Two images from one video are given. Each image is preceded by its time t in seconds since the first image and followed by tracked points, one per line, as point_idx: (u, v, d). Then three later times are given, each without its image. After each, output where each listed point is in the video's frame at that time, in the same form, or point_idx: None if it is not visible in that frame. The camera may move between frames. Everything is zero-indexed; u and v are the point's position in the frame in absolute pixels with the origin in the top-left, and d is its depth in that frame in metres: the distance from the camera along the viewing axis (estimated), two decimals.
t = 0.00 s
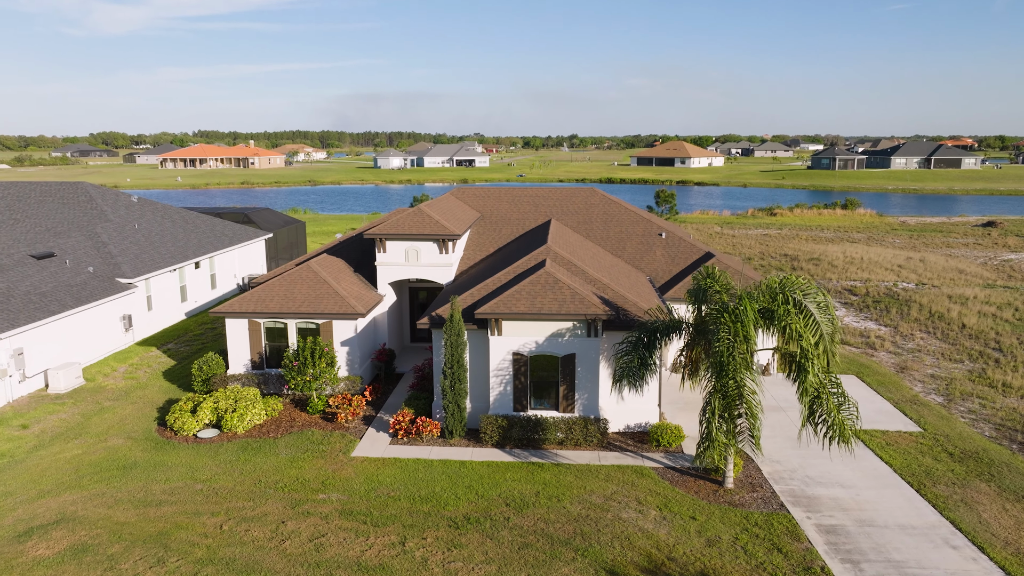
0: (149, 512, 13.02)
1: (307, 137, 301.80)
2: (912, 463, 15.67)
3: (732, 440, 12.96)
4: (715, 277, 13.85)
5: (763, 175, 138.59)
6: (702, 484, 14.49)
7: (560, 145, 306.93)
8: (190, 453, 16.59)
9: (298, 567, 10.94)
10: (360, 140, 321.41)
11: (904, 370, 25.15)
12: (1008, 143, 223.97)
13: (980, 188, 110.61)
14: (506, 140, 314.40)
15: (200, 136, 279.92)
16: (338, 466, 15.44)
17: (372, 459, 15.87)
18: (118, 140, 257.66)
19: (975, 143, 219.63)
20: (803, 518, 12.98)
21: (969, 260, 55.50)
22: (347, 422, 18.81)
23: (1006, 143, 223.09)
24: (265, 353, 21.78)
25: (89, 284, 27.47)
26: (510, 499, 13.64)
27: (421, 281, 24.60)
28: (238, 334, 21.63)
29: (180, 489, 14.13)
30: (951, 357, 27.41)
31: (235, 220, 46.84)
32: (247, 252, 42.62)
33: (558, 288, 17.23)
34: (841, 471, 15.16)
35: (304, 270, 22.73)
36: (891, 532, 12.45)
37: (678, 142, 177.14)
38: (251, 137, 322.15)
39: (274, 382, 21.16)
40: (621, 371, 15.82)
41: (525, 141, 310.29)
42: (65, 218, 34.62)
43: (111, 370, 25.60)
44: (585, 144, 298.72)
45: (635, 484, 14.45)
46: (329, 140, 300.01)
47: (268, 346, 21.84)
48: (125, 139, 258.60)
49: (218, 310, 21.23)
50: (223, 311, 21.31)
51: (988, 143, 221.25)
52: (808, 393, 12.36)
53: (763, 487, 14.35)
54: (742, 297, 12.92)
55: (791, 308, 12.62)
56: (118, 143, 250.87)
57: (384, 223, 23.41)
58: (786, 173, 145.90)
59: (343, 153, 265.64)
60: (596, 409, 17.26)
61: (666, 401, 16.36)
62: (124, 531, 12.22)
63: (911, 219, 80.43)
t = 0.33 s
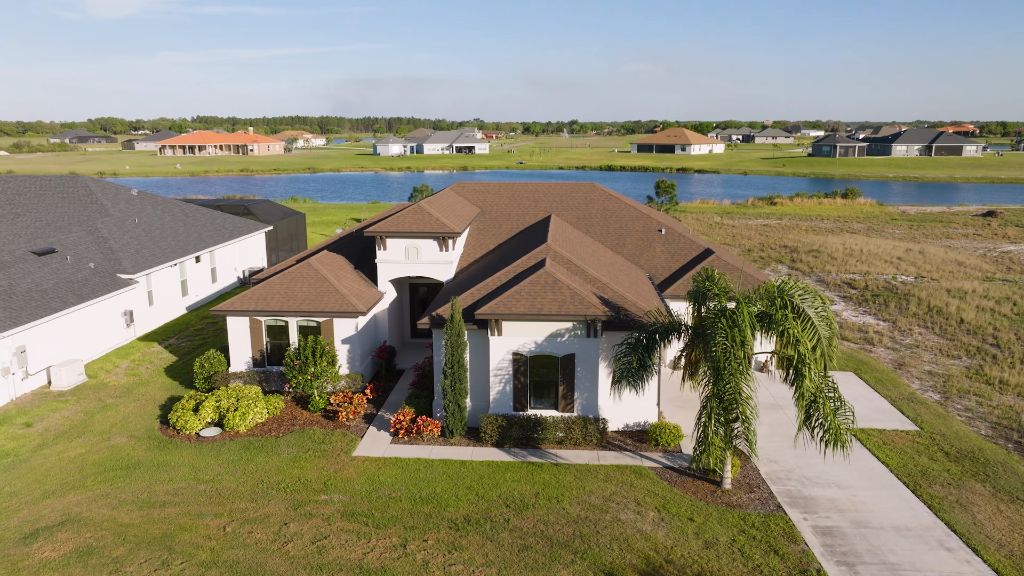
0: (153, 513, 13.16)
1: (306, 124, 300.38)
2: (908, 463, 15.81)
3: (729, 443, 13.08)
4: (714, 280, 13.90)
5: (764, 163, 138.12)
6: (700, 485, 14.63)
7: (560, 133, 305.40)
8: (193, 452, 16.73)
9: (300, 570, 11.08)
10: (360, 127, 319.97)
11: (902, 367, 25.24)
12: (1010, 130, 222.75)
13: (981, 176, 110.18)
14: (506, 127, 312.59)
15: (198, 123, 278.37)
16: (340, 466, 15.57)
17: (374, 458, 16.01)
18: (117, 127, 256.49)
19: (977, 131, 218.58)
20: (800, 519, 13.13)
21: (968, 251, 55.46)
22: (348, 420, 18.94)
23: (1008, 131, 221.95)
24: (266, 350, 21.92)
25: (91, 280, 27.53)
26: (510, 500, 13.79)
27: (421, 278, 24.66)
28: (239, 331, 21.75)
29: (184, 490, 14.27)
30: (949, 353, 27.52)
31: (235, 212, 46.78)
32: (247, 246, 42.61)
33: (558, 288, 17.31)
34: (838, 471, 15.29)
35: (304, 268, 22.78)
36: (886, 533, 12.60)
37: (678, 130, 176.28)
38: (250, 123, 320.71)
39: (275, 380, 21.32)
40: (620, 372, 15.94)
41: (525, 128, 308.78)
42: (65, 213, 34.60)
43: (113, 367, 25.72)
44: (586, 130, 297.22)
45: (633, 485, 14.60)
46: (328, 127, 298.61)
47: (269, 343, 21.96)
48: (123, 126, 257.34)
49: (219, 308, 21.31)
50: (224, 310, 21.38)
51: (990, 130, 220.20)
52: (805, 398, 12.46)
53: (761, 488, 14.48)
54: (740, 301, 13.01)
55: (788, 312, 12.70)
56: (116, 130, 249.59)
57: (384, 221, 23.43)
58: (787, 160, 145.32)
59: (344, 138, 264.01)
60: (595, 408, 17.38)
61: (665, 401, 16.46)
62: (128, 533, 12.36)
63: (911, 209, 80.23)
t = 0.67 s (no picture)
0: (157, 515, 13.31)
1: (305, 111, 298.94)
2: (904, 463, 15.96)
3: (723, 446, 13.27)
4: (712, 282, 13.95)
5: (764, 150, 137.55)
6: (698, 485, 14.76)
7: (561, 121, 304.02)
8: (196, 452, 16.88)
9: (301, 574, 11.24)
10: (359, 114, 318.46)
11: (900, 364, 25.35)
12: (1012, 117, 221.67)
13: (982, 164, 109.78)
14: (506, 114, 311.05)
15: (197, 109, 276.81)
16: (342, 466, 15.71)
17: (375, 458, 16.13)
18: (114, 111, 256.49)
19: (979, 119, 217.58)
20: (797, 520, 13.29)
21: (968, 243, 55.44)
22: (350, 419, 19.08)
23: (1010, 117, 220.78)
24: (268, 348, 22.02)
25: (92, 276, 27.57)
26: (510, 501, 13.93)
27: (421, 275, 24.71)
28: (241, 329, 21.84)
29: (187, 491, 14.41)
30: (946, 349, 27.62)
31: (235, 205, 46.72)
32: (247, 239, 42.60)
33: (558, 289, 17.38)
34: (835, 472, 15.41)
35: (306, 265, 22.80)
36: (882, 534, 12.78)
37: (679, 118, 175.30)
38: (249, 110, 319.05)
39: (277, 378, 21.44)
40: (620, 373, 16.02)
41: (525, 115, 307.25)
42: (65, 208, 34.58)
43: (115, 363, 25.84)
44: (586, 117, 295.69)
45: (632, 485, 14.76)
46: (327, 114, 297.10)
47: (270, 341, 22.05)
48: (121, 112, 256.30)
49: (221, 307, 21.39)
50: (225, 308, 21.43)
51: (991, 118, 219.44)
52: (802, 402, 12.56)
53: (757, 488, 14.63)
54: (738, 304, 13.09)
55: (786, 316, 12.78)
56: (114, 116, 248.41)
57: (384, 219, 23.43)
58: (788, 148, 144.63)
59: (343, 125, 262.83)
60: (594, 408, 17.52)
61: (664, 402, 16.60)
62: (133, 535, 12.52)
63: (912, 199, 80.00)
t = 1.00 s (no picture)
0: (160, 517, 13.44)
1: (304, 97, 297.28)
2: (901, 462, 16.10)
3: (720, 448, 13.41)
4: (711, 284, 13.99)
5: (765, 138, 136.90)
6: (696, 485, 14.89)
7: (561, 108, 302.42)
8: (199, 451, 17.03)
9: None
10: (358, 101, 316.76)
11: (897, 360, 25.47)
12: (1014, 102, 220.44)
13: (983, 152, 109.38)
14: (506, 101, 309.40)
15: (196, 94, 275.05)
16: (343, 466, 15.84)
17: (376, 458, 16.27)
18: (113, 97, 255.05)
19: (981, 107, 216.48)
20: (793, 521, 13.44)
21: (967, 235, 55.42)
22: (351, 418, 19.22)
23: (1012, 103, 219.72)
24: (269, 346, 22.10)
25: (93, 273, 27.62)
26: (510, 501, 14.07)
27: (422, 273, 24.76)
28: (242, 327, 21.92)
29: (190, 492, 14.55)
30: (944, 345, 27.73)
31: (235, 197, 46.62)
32: (247, 232, 42.56)
33: (557, 289, 17.47)
34: (832, 472, 15.54)
35: (306, 263, 22.84)
36: (877, 536, 12.93)
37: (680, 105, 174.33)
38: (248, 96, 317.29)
39: (278, 375, 21.58)
40: (619, 374, 16.12)
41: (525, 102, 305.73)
42: (65, 202, 34.54)
43: (117, 360, 25.95)
44: (586, 104, 294.18)
45: (631, 485, 14.90)
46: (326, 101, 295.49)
47: (271, 339, 22.14)
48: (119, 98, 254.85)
49: (223, 306, 21.46)
50: (227, 307, 21.50)
51: (993, 105, 218.48)
52: (799, 406, 12.67)
53: (754, 488, 14.78)
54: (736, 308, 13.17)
55: (783, 320, 12.87)
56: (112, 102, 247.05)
57: (384, 217, 23.45)
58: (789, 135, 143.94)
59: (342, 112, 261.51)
60: (593, 407, 17.65)
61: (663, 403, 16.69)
62: (138, 537, 12.67)
63: (912, 189, 79.79)
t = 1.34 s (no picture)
0: (164, 518, 13.60)
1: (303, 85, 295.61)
2: (897, 462, 16.25)
3: (718, 450, 13.53)
4: (709, 287, 14.04)
5: (766, 126, 136.18)
6: (694, 486, 15.04)
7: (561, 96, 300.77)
8: (201, 450, 17.18)
9: None
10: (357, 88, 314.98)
11: (895, 357, 25.59)
12: (1016, 90, 219.23)
13: (985, 140, 108.79)
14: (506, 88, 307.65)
15: (194, 80, 273.49)
16: (344, 466, 15.99)
17: (377, 458, 16.41)
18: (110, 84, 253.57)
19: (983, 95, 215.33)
20: (790, 522, 13.60)
21: (966, 226, 55.36)
22: (352, 416, 19.37)
23: (1014, 89, 218.38)
24: (269, 343, 22.20)
25: (94, 269, 27.65)
26: (509, 502, 14.23)
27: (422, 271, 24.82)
28: (243, 325, 22.02)
29: (194, 493, 14.70)
30: (942, 341, 27.83)
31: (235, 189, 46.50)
32: (247, 225, 42.53)
33: (557, 290, 17.54)
34: (829, 472, 15.70)
35: (307, 261, 22.90)
36: (873, 537, 13.09)
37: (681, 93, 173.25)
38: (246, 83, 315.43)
39: (280, 373, 21.86)
40: (618, 375, 16.23)
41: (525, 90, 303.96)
42: (65, 197, 34.50)
43: (119, 356, 26.05)
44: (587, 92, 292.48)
45: (629, 486, 15.05)
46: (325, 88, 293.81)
47: (272, 337, 22.26)
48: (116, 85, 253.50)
49: (224, 304, 21.54)
50: (228, 305, 21.59)
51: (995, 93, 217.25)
52: (796, 409, 12.80)
53: (752, 489, 14.93)
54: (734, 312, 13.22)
55: (780, 324, 12.96)
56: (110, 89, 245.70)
57: (384, 215, 23.46)
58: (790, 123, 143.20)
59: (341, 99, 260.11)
60: (593, 407, 17.79)
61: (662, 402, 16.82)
62: (142, 539, 12.83)
63: (912, 178, 79.53)
